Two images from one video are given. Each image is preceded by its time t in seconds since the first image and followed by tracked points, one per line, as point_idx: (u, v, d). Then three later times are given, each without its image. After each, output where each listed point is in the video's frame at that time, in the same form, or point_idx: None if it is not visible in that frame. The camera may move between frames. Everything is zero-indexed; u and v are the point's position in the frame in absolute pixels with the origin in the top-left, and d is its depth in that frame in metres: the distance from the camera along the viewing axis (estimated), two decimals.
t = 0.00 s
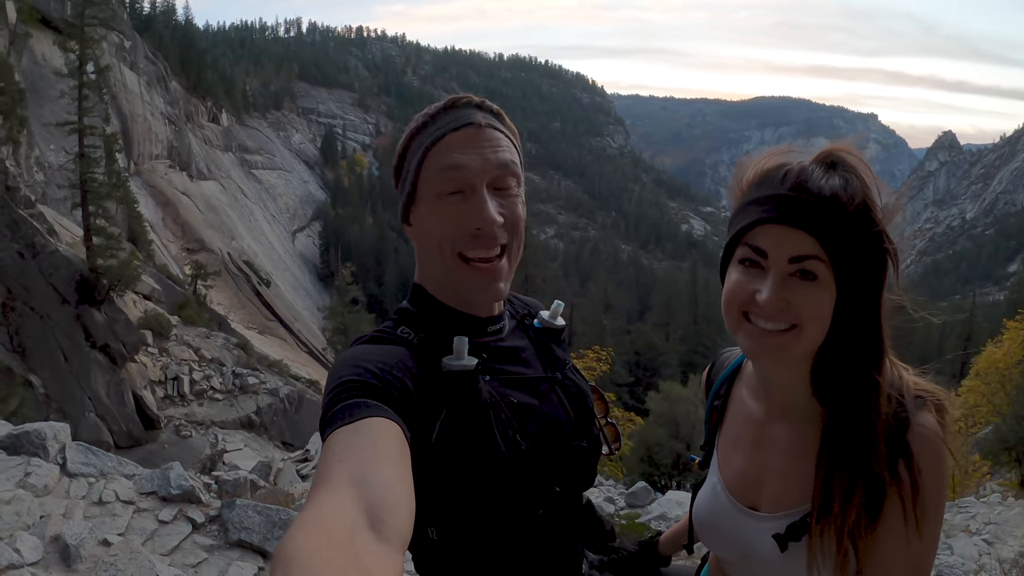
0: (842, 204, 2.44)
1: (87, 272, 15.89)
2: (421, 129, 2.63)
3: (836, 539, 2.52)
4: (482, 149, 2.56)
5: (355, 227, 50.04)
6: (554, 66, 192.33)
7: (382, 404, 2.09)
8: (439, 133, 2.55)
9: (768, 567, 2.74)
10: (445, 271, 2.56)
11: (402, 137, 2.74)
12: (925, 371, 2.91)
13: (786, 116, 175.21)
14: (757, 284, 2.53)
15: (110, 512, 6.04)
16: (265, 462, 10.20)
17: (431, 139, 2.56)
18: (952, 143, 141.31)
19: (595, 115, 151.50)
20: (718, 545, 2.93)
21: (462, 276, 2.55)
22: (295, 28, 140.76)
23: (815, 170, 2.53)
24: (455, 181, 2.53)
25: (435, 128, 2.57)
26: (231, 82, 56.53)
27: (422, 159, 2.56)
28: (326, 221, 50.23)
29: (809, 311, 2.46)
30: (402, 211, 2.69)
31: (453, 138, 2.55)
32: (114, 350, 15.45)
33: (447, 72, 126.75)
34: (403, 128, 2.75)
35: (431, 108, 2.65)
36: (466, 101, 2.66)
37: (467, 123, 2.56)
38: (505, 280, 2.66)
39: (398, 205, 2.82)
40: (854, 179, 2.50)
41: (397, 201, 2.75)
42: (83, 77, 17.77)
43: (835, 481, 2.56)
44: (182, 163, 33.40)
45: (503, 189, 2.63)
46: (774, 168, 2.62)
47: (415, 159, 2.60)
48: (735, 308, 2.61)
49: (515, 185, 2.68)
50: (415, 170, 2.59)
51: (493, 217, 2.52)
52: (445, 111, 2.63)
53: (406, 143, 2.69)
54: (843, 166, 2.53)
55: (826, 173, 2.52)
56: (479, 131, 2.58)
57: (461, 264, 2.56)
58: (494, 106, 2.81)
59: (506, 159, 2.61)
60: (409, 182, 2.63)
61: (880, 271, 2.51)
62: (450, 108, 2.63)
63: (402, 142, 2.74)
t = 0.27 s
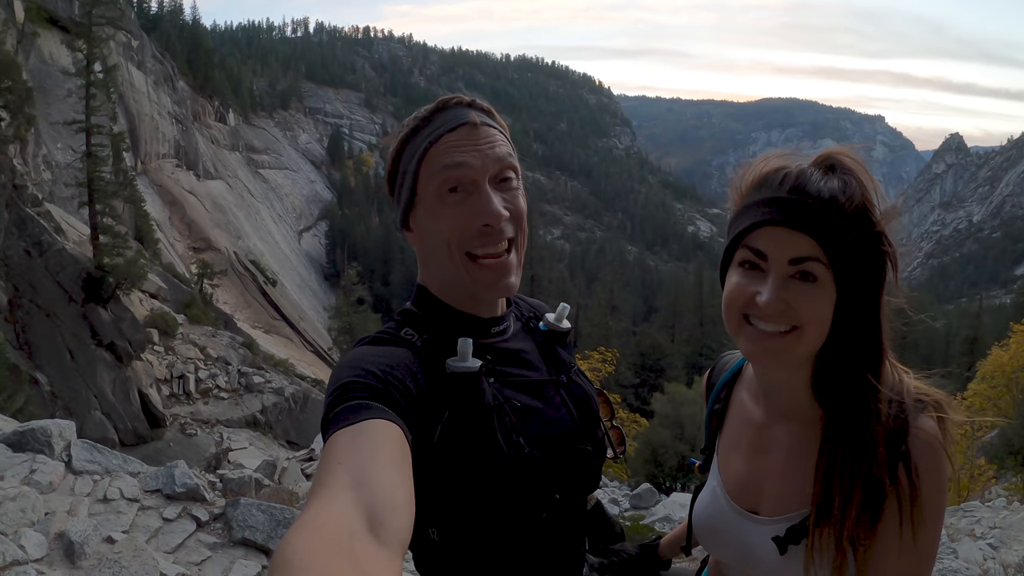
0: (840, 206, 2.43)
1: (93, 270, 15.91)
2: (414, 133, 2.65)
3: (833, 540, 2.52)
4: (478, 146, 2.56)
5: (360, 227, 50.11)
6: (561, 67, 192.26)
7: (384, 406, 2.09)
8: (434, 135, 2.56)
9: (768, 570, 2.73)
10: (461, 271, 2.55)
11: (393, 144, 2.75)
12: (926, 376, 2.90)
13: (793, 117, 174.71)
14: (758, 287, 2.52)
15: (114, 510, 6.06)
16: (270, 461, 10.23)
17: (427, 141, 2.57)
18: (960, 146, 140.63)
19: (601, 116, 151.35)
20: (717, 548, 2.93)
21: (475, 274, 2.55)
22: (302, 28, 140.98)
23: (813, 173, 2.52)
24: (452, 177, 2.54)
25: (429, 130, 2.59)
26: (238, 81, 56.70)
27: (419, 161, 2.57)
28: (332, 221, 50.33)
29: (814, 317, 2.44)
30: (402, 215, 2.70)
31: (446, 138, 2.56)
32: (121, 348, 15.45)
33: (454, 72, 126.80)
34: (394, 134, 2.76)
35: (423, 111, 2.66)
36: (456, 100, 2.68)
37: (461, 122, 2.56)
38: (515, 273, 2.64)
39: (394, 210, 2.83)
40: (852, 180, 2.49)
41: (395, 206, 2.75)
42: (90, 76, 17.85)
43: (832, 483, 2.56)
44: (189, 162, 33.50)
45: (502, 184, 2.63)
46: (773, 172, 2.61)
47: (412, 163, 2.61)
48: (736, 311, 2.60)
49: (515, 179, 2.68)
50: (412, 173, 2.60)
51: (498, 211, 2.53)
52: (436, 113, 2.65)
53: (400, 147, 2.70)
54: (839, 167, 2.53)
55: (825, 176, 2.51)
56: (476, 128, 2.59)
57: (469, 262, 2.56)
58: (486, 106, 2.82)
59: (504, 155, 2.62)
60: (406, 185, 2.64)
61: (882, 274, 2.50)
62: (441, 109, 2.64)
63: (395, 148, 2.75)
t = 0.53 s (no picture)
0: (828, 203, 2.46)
1: (97, 271, 15.91)
2: (413, 134, 2.64)
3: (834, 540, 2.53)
4: (478, 150, 2.56)
5: (364, 230, 50.17)
6: (565, 73, 192.56)
7: (386, 404, 2.09)
8: (433, 137, 2.55)
9: (769, 568, 2.74)
10: (460, 271, 2.56)
11: (392, 144, 2.74)
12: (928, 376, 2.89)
13: (796, 123, 174.71)
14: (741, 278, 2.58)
15: (116, 510, 6.06)
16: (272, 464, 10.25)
17: (426, 143, 2.57)
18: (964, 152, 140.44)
19: (605, 121, 151.50)
20: (718, 546, 2.93)
21: (476, 279, 2.57)
22: (307, 32, 141.35)
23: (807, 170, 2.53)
24: (450, 180, 2.54)
25: (428, 132, 2.59)
26: (243, 85, 56.88)
27: (418, 164, 2.57)
28: (336, 224, 50.41)
29: (755, 293, 2.57)
30: (401, 216, 2.70)
31: (445, 142, 2.55)
32: (124, 350, 15.36)
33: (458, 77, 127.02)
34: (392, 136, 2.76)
35: (421, 113, 2.66)
36: (455, 101, 2.68)
37: (460, 125, 2.56)
38: (513, 276, 2.66)
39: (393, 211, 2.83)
40: (854, 177, 2.51)
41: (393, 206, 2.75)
42: (95, 78, 17.93)
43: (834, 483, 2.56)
44: (193, 165, 33.60)
45: (500, 189, 2.62)
46: (765, 174, 2.65)
47: (410, 165, 2.60)
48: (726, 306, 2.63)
49: (513, 182, 2.68)
50: (410, 176, 2.60)
51: (497, 217, 2.52)
52: (435, 115, 2.64)
53: (398, 149, 2.70)
54: (839, 164, 2.55)
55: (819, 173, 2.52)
56: (474, 131, 2.59)
57: (471, 266, 2.56)
58: (483, 106, 2.82)
59: (503, 159, 2.61)
60: (405, 186, 2.63)
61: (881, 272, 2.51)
62: (438, 111, 2.64)
63: (394, 149, 2.74)
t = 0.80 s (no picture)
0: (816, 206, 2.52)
1: (103, 269, 16.03)
2: (408, 135, 2.61)
3: (821, 534, 2.55)
4: (475, 153, 2.55)
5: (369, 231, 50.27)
6: (571, 76, 192.73)
7: (384, 404, 2.09)
8: (428, 140, 2.53)
9: (764, 565, 2.75)
10: (452, 274, 2.57)
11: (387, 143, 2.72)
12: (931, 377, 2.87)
13: (802, 128, 174.47)
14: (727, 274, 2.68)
15: (118, 506, 6.07)
16: (274, 464, 10.29)
17: (420, 147, 2.54)
18: (971, 158, 139.77)
19: (611, 124, 151.56)
20: (715, 542, 2.95)
21: (471, 281, 2.57)
22: (314, 33, 141.58)
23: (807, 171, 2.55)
24: (447, 183, 2.53)
25: (423, 133, 2.56)
26: (249, 85, 57.08)
27: (414, 166, 2.55)
28: (342, 225, 50.51)
29: (742, 290, 2.64)
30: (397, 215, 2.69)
31: (441, 147, 2.53)
32: (128, 347, 15.58)
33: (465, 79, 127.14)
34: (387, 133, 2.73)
35: (416, 113, 2.63)
36: (449, 102, 2.65)
37: (458, 128, 2.53)
38: (509, 278, 2.66)
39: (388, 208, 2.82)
40: (861, 179, 2.49)
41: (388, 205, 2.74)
42: (102, 77, 17.99)
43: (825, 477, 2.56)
44: (200, 164, 33.73)
45: (495, 190, 2.62)
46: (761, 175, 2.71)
47: (405, 169, 2.59)
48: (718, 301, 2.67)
49: (510, 185, 2.68)
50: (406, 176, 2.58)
51: (493, 220, 2.53)
52: (431, 113, 2.62)
53: (393, 147, 2.68)
54: (841, 163, 2.54)
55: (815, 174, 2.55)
56: (470, 134, 2.56)
57: (463, 267, 2.57)
58: (480, 102, 2.80)
59: (499, 162, 2.60)
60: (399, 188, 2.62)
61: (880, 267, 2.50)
62: (434, 113, 2.61)
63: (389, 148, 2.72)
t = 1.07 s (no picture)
0: (810, 210, 2.53)
1: (110, 263, 16.22)
2: (416, 135, 2.57)
3: (814, 537, 2.55)
4: (488, 154, 2.54)
5: (376, 229, 50.36)
6: (580, 76, 192.55)
7: (385, 404, 2.10)
8: (441, 141, 2.50)
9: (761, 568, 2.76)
10: (466, 273, 2.56)
11: (390, 143, 2.66)
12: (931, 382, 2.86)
13: (812, 131, 173.80)
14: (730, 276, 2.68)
15: (122, 499, 6.10)
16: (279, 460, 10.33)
17: (432, 149, 2.51)
18: (981, 163, 139.07)
19: (620, 125, 151.37)
20: (712, 545, 2.96)
21: (485, 279, 2.57)
22: (324, 30, 141.78)
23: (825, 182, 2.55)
24: (461, 184, 2.51)
25: (434, 135, 2.52)
26: (259, 82, 57.25)
27: (426, 166, 2.52)
28: (349, 222, 50.63)
29: (742, 298, 2.64)
30: (402, 217, 2.64)
31: (455, 148, 2.51)
32: (134, 341, 15.76)
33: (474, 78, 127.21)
34: (389, 133, 2.67)
35: (422, 113, 2.59)
36: (458, 102, 2.62)
37: (469, 130, 2.51)
38: (519, 277, 2.67)
39: (388, 210, 2.78)
40: (863, 189, 2.50)
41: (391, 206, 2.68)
42: (113, 72, 18.09)
43: (820, 480, 2.57)
44: (208, 160, 33.86)
45: (506, 190, 2.62)
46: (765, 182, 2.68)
47: (415, 170, 2.54)
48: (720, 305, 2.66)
49: (518, 183, 2.68)
50: (416, 178, 2.54)
51: (509, 220, 2.54)
52: (437, 114, 2.59)
53: (396, 149, 2.62)
54: (842, 171, 2.54)
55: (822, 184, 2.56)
56: (482, 136, 2.54)
57: (478, 266, 2.56)
58: (484, 103, 2.77)
59: (511, 163, 2.61)
60: (408, 188, 2.57)
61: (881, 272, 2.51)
62: (444, 112, 2.58)
63: (391, 148, 2.67)
